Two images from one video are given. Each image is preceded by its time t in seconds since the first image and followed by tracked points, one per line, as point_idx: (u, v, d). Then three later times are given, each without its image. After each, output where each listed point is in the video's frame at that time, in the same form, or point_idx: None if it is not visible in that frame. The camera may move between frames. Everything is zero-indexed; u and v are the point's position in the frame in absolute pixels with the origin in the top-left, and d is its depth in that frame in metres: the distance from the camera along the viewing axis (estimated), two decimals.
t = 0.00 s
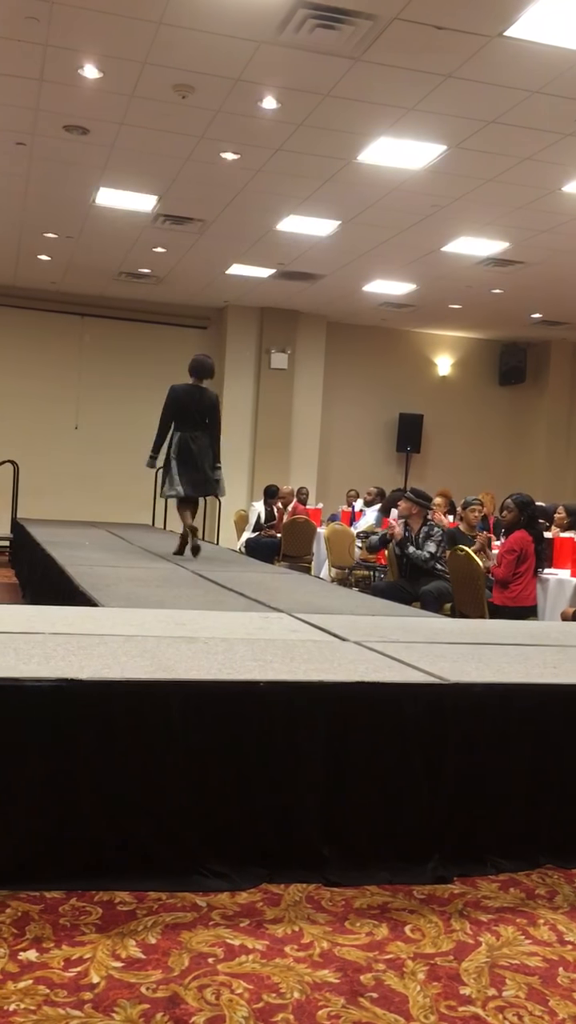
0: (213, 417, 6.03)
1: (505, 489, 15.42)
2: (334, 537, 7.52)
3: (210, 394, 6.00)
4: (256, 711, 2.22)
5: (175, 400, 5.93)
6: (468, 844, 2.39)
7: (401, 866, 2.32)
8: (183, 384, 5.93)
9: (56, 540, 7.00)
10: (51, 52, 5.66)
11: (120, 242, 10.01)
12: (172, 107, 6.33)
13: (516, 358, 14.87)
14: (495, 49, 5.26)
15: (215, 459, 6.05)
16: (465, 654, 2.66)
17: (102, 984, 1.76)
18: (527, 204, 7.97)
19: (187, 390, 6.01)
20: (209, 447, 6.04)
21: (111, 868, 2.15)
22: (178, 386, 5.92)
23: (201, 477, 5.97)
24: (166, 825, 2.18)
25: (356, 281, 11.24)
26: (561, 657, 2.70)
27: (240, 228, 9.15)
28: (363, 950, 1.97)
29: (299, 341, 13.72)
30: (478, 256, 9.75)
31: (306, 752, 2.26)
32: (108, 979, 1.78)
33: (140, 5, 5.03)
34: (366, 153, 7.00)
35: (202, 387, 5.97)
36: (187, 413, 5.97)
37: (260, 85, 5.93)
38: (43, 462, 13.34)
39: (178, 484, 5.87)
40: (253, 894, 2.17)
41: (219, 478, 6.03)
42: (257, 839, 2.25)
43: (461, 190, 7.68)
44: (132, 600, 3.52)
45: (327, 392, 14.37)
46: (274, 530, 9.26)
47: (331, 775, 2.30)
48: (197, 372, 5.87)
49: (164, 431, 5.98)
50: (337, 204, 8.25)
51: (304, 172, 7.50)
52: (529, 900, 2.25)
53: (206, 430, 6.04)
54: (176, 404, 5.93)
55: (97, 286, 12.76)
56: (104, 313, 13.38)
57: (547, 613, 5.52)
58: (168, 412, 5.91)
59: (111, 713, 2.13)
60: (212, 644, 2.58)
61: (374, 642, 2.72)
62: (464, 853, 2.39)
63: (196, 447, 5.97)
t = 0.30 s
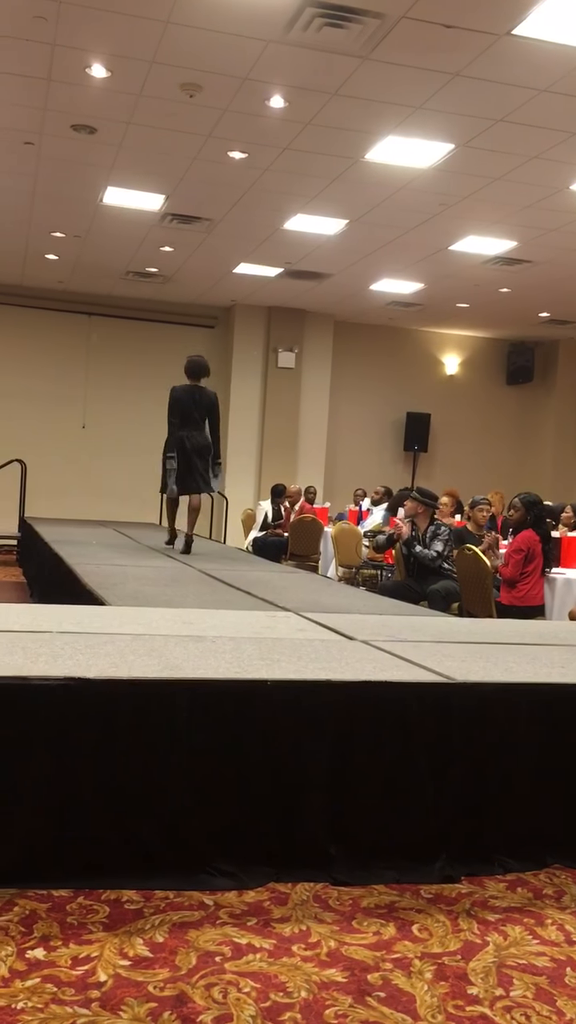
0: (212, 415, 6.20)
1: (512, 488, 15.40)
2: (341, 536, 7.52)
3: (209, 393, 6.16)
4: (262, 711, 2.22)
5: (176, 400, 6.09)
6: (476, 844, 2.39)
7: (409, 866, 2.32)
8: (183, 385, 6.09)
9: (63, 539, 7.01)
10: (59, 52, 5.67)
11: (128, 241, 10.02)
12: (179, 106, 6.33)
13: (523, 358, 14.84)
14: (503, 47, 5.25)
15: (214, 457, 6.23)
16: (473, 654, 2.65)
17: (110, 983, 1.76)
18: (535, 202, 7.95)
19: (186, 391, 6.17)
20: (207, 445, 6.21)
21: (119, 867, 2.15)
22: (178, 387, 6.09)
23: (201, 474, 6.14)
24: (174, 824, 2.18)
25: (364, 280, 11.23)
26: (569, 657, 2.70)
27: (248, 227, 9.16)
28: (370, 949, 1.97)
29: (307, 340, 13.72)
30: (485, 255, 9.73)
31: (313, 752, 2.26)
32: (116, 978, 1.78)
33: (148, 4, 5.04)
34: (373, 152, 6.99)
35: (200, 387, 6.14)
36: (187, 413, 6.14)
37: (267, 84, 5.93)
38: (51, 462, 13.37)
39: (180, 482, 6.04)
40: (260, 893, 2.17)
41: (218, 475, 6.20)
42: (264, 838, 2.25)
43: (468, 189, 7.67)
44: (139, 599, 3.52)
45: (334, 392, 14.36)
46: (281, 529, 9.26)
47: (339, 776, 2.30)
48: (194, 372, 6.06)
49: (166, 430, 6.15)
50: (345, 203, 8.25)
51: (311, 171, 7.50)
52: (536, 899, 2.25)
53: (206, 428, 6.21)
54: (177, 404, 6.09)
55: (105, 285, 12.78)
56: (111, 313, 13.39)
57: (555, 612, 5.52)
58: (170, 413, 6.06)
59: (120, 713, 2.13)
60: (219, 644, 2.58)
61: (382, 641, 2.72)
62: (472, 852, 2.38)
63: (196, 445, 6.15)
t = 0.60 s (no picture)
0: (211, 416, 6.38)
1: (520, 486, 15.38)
2: (348, 534, 7.52)
3: (208, 394, 6.35)
4: (269, 709, 2.22)
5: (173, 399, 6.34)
6: (483, 842, 2.39)
7: (415, 864, 2.32)
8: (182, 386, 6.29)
9: (71, 537, 7.02)
10: (67, 50, 5.68)
11: (136, 238, 10.03)
12: (187, 104, 6.34)
13: (531, 355, 14.82)
14: (512, 45, 5.24)
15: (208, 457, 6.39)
16: (480, 652, 2.65)
17: (118, 979, 1.77)
18: (544, 200, 7.93)
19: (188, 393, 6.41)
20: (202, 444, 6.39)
21: (127, 865, 2.16)
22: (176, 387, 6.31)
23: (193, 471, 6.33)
24: (182, 821, 2.18)
25: (371, 278, 11.22)
26: None
27: (256, 225, 9.16)
28: (378, 947, 1.97)
29: (314, 337, 13.72)
30: (493, 253, 9.71)
31: (320, 749, 2.26)
32: (124, 974, 1.78)
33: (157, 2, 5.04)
34: (382, 150, 6.99)
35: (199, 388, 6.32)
36: (184, 411, 6.37)
37: (275, 82, 5.93)
38: (58, 459, 13.39)
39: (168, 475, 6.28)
40: (268, 890, 2.18)
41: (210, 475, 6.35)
42: (272, 836, 2.25)
43: (476, 187, 7.66)
44: (148, 597, 3.53)
45: (342, 389, 14.35)
46: (288, 527, 9.27)
47: (347, 774, 2.30)
48: (191, 374, 6.23)
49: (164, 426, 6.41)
50: (353, 201, 8.24)
51: (318, 169, 7.50)
52: (543, 898, 2.25)
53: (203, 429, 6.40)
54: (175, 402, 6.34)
55: (113, 283, 12.79)
56: (119, 310, 13.40)
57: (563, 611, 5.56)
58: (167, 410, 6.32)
59: (129, 711, 2.14)
60: (227, 641, 2.58)
61: (389, 639, 2.72)
62: (481, 851, 2.38)
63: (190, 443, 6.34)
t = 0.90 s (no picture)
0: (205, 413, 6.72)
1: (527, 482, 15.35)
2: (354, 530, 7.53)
3: (203, 393, 6.67)
4: (275, 704, 2.22)
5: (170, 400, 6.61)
6: (489, 838, 2.39)
7: (421, 859, 2.32)
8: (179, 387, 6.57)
9: (78, 531, 7.03)
10: (74, 44, 5.67)
11: (143, 234, 10.03)
12: (194, 98, 6.33)
13: (538, 350, 14.79)
14: (519, 38, 5.22)
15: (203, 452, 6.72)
16: (486, 648, 2.64)
17: (123, 972, 1.77)
18: (551, 195, 7.91)
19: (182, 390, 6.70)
20: (198, 441, 6.70)
21: (133, 858, 2.17)
22: (173, 389, 6.57)
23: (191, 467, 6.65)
24: (187, 816, 2.18)
25: (378, 273, 11.20)
26: None
27: (263, 220, 9.16)
28: (383, 942, 1.97)
29: (320, 333, 13.71)
30: (500, 247, 9.68)
31: (326, 744, 2.26)
32: (129, 968, 1.78)
33: None
34: (389, 144, 6.97)
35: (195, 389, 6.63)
36: (181, 411, 6.65)
37: (282, 76, 5.91)
38: (64, 455, 13.41)
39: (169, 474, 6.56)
40: (273, 885, 2.18)
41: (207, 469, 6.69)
42: (277, 831, 2.25)
43: (484, 181, 7.64)
44: (154, 592, 3.53)
45: (349, 385, 14.33)
46: (294, 523, 9.28)
47: (352, 769, 2.30)
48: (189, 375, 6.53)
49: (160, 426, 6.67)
50: (360, 196, 8.23)
51: (325, 163, 7.48)
52: (550, 894, 2.24)
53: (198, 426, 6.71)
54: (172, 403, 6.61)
55: (119, 279, 12.79)
56: (126, 306, 13.41)
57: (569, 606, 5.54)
58: (164, 409, 6.59)
59: (133, 706, 2.14)
60: (233, 636, 2.58)
61: (395, 635, 2.72)
62: (486, 846, 2.38)
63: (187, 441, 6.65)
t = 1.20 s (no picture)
0: (204, 406, 6.77)
1: (534, 476, 15.32)
2: (360, 524, 7.52)
3: (201, 386, 6.74)
4: (280, 698, 2.22)
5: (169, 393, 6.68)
6: (495, 831, 2.38)
7: (427, 853, 2.32)
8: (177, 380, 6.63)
9: (84, 526, 7.04)
10: (80, 37, 5.66)
11: (149, 228, 10.02)
12: (200, 91, 6.31)
13: (545, 344, 14.74)
14: (527, 30, 5.20)
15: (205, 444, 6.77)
16: (492, 642, 2.64)
17: (130, 965, 1.77)
18: (558, 187, 7.88)
19: (181, 384, 6.78)
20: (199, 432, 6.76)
21: (139, 851, 2.17)
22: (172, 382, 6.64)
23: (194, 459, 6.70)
24: (192, 810, 2.19)
25: (384, 266, 11.17)
26: None
27: (270, 214, 9.15)
28: (389, 935, 1.97)
29: (327, 327, 13.69)
30: (507, 241, 9.65)
31: (332, 737, 2.26)
32: (136, 961, 1.79)
33: None
34: (396, 137, 6.95)
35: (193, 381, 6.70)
36: (181, 403, 6.71)
37: (289, 70, 5.91)
38: (70, 450, 13.43)
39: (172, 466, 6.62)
40: (279, 878, 2.18)
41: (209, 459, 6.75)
42: (283, 825, 2.25)
43: (491, 174, 7.62)
44: (160, 586, 3.53)
45: (355, 379, 14.30)
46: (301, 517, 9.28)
47: (357, 763, 2.30)
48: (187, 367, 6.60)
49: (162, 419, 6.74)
50: (367, 189, 8.20)
51: (332, 157, 7.46)
52: (556, 887, 2.24)
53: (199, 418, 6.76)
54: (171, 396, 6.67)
55: (125, 273, 12.79)
56: (132, 300, 13.41)
57: None
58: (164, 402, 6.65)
59: (139, 699, 2.14)
60: (239, 630, 2.58)
61: (401, 629, 2.71)
62: (492, 840, 2.38)
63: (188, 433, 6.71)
